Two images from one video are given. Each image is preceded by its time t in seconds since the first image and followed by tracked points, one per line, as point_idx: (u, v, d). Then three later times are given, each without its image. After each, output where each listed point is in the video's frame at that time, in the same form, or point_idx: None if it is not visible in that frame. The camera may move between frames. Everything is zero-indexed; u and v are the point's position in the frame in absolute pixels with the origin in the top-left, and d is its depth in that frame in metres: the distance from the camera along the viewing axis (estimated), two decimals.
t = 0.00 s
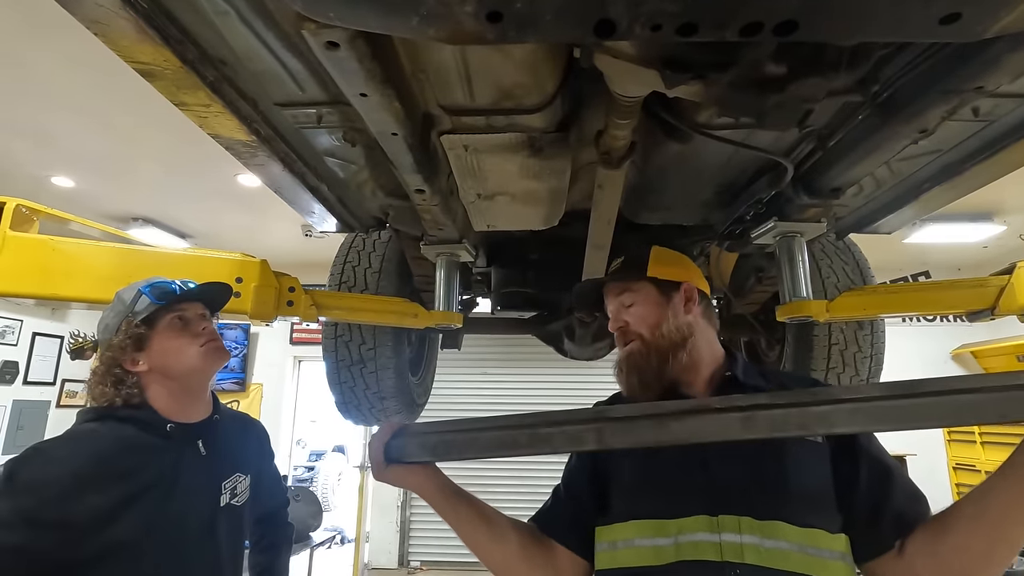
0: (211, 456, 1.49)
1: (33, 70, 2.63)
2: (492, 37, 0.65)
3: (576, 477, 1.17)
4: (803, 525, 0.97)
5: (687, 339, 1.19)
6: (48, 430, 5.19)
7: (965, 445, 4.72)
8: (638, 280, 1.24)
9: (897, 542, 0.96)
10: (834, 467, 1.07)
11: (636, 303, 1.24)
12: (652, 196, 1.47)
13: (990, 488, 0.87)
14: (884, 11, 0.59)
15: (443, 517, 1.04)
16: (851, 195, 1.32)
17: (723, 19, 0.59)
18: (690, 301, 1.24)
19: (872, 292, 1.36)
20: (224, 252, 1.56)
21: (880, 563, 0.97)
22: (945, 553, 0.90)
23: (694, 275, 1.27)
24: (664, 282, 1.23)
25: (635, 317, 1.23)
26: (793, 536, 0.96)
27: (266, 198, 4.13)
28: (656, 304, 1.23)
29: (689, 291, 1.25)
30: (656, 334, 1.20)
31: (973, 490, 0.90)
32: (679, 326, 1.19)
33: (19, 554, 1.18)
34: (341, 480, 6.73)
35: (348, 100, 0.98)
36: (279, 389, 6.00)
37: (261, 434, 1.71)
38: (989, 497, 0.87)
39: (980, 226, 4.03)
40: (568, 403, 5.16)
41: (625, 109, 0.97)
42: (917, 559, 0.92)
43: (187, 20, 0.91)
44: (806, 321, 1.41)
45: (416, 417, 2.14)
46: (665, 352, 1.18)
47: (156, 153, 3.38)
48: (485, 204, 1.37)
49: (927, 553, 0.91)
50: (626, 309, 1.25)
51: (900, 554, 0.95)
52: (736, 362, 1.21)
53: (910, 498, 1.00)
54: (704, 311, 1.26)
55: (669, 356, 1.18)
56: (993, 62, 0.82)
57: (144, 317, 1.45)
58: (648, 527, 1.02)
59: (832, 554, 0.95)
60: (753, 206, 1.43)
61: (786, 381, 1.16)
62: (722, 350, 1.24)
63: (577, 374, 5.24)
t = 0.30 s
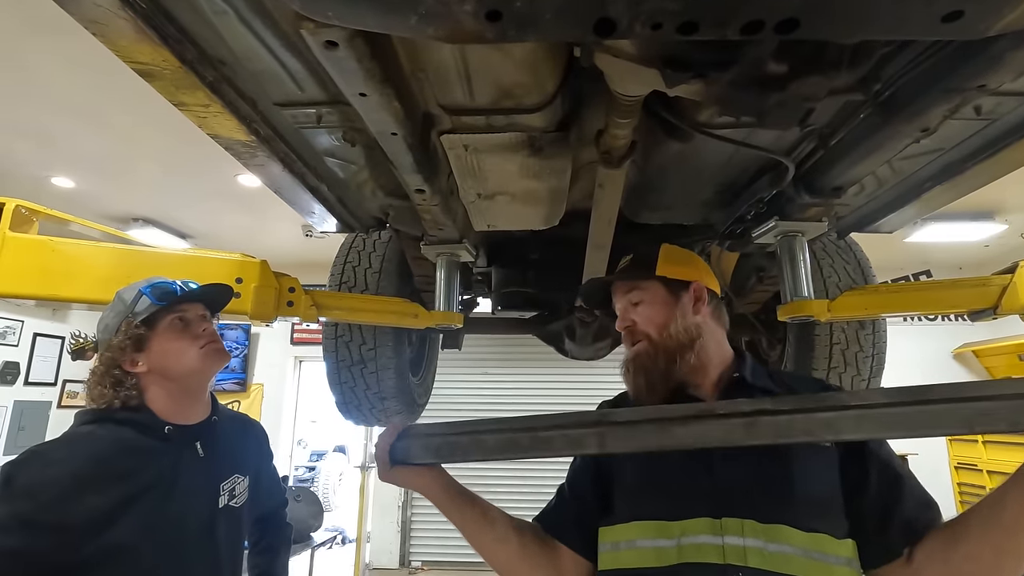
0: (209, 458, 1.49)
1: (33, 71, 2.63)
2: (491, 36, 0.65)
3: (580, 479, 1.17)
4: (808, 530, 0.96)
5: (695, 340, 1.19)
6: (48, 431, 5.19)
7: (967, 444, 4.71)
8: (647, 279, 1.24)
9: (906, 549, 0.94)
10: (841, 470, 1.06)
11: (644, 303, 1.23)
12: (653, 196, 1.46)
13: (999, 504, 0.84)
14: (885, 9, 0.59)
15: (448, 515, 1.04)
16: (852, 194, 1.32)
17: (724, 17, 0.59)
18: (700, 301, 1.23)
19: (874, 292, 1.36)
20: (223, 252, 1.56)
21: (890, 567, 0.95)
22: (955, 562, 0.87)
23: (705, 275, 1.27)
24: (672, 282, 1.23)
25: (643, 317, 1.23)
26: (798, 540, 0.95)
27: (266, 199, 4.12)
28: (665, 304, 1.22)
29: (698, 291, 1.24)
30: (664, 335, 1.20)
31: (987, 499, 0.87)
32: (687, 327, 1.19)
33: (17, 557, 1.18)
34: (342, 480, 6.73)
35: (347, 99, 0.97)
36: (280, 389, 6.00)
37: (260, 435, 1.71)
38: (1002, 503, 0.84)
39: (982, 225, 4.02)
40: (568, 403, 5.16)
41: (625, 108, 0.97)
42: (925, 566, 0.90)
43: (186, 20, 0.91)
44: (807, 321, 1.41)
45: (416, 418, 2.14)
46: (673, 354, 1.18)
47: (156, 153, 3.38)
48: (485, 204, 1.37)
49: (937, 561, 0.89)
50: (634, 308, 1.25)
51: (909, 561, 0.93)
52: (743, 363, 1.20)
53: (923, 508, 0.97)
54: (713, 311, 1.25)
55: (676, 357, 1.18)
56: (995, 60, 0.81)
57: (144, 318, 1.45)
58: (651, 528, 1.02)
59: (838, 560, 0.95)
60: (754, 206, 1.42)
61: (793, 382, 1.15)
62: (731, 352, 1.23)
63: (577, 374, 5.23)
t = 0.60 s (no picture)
0: (210, 459, 1.49)
1: (34, 71, 2.63)
2: (492, 36, 0.65)
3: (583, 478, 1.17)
4: (811, 529, 0.96)
5: (700, 339, 1.18)
6: (50, 431, 5.20)
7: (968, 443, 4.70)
8: (652, 278, 1.25)
9: (912, 550, 0.94)
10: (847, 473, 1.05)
11: (649, 301, 1.24)
12: (653, 195, 1.46)
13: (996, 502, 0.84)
14: (885, 9, 0.59)
15: (455, 510, 1.07)
16: (852, 193, 1.32)
17: (724, 16, 0.59)
18: (705, 300, 1.23)
19: (874, 291, 1.36)
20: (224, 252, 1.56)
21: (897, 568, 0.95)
22: (960, 563, 0.87)
23: (709, 273, 1.27)
24: (677, 281, 1.23)
25: (647, 315, 1.24)
26: (801, 540, 0.95)
27: (267, 199, 4.12)
28: (668, 303, 1.23)
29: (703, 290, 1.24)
30: (667, 334, 1.21)
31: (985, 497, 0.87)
32: (691, 326, 1.19)
33: (17, 559, 1.19)
34: (342, 480, 6.73)
35: (347, 100, 0.97)
36: (281, 389, 6.00)
37: (261, 435, 1.71)
38: (1003, 504, 0.83)
39: (982, 224, 4.02)
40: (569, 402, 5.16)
41: (625, 108, 0.97)
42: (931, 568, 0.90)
43: (186, 21, 0.91)
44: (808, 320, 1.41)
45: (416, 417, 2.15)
46: (678, 353, 1.18)
47: (157, 154, 3.38)
48: (485, 204, 1.37)
49: (941, 562, 0.89)
50: (639, 307, 1.26)
51: (915, 563, 0.93)
52: (746, 362, 1.20)
53: (931, 506, 0.96)
54: (717, 310, 1.25)
55: (681, 356, 1.17)
56: (995, 59, 0.81)
57: (146, 318, 1.45)
58: (653, 526, 1.02)
59: (842, 560, 0.94)
60: (755, 205, 1.42)
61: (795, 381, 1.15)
62: (735, 351, 1.23)
63: (577, 373, 5.23)
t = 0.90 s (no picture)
0: (211, 458, 1.49)
1: (34, 72, 2.63)
2: (492, 36, 0.65)
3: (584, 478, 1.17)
4: (810, 525, 0.96)
5: (702, 338, 1.19)
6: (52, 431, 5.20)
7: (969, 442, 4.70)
8: (653, 277, 1.24)
9: (912, 548, 0.94)
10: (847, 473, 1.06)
11: (650, 300, 1.23)
12: (653, 194, 1.46)
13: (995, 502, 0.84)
14: (884, 8, 0.59)
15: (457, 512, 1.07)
16: (852, 192, 1.33)
17: (724, 15, 0.59)
18: (706, 298, 1.23)
19: (874, 289, 1.36)
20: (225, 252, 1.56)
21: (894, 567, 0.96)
22: (960, 563, 0.87)
23: (710, 272, 1.27)
24: (678, 279, 1.23)
25: (649, 314, 1.23)
26: (801, 536, 0.95)
27: (267, 199, 4.13)
28: (670, 301, 1.22)
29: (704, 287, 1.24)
30: (670, 333, 1.20)
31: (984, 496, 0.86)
32: (692, 325, 1.19)
33: (18, 558, 1.19)
34: (343, 480, 6.73)
35: (348, 99, 0.98)
36: (282, 389, 6.01)
37: (263, 435, 1.71)
38: (1004, 503, 0.83)
39: (983, 223, 4.02)
40: (570, 402, 5.16)
41: (625, 107, 0.97)
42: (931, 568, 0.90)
43: (187, 21, 0.91)
44: (809, 319, 1.41)
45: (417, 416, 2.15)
46: (680, 352, 1.18)
47: (157, 154, 3.38)
48: (485, 203, 1.37)
49: (941, 562, 0.89)
50: (639, 305, 1.25)
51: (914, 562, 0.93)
52: (747, 361, 1.20)
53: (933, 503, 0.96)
54: (718, 308, 1.25)
55: (683, 355, 1.18)
56: (995, 57, 0.81)
57: (148, 318, 1.45)
58: (653, 523, 1.02)
59: (842, 556, 0.95)
60: (755, 204, 1.42)
61: (797, 380, 1.15)
62: (735, 349, 1.24)
63: (578, 373, 5.23)
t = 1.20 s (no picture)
0: (212, 458, 1.49)
1: (36, 73, 2.64)
2: (491, 37, 0.66)
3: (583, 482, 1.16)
4: (809, 523, 0.97)
5: (700, 338, 1.19)
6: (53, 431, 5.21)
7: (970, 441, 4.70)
8: (652, 278, 1.24)
9: (908, 544, 0.94)
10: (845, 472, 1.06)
11: (649, 300, 1.24)
12: (653, 194, 1.47)
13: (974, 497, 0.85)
14: (882, 8, 0.59)
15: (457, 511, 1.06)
16: (852, 191, 1.33)
17: (722, 15, 0.59)
18: (704, 299, 1.24)
19: (875, 288, 1.36)
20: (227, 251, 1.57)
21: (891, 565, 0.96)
22: (955, 564, 0.87)
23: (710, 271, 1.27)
24: (677, 280, 1.23)
25: (648, 314, 1.23)
26: (799, 534, 0.96)
27: (268, 200, 4.13)
28: (671, 302, 1.23)
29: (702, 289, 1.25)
30: (669, 333, 1.20)
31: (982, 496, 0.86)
32: (692, 325, 1.19)
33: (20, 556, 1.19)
34: (343, 480, 6.73)
35: (348, 100, 0.98)
36: (283, 389, 6.01)
37: (264, 435, 1.72)
38: (1003, 504, 0.82)
39: (983, 223, 4.02)
40: (571, 402, 5.16)
41: (624, 107, 0.97)
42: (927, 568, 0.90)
43: (188, 23, 0.91)
44: (809, 318, 1.41)
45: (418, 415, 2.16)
46: (678, 352, 1.18)
47: (158, 154, 3.39)
48: (486, 203, 1.38)
49: (937, 561, 0.89)
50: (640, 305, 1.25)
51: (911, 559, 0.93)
52: (746, 361, 1.21)
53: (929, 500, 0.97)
54: (716, 309, 1.26)
55: (682, 355, 1.18)
56: (993, 57, 0.82)
57: (153, 318, 1.45)
58: (653, 521, 1.03)
59: (841, 554, 0.96)
60: (754, 204, 1.43)
61: (796, 381, 1.15)
62: (734, 350, 1.25)
63: (579, 372, 5.23)
